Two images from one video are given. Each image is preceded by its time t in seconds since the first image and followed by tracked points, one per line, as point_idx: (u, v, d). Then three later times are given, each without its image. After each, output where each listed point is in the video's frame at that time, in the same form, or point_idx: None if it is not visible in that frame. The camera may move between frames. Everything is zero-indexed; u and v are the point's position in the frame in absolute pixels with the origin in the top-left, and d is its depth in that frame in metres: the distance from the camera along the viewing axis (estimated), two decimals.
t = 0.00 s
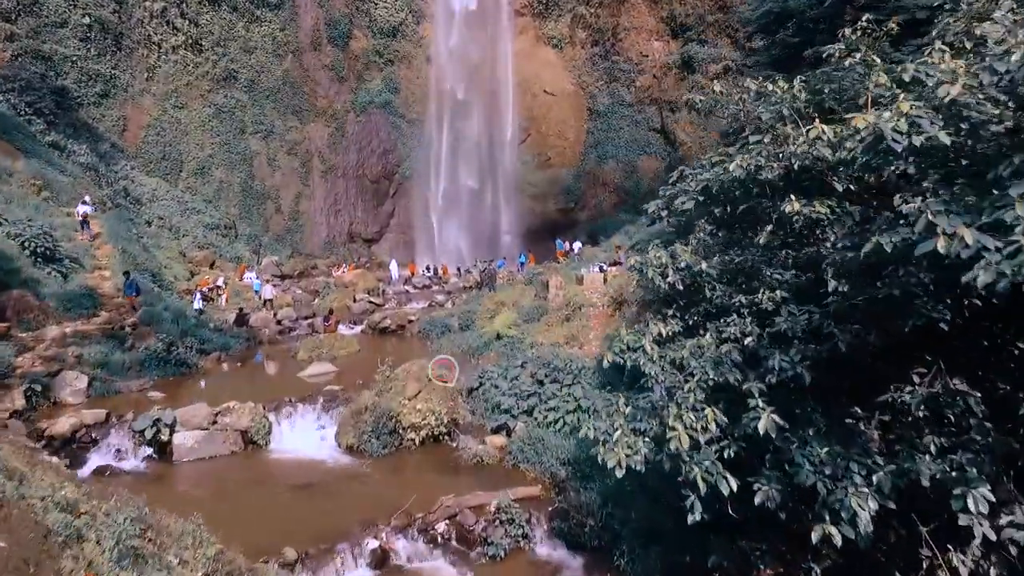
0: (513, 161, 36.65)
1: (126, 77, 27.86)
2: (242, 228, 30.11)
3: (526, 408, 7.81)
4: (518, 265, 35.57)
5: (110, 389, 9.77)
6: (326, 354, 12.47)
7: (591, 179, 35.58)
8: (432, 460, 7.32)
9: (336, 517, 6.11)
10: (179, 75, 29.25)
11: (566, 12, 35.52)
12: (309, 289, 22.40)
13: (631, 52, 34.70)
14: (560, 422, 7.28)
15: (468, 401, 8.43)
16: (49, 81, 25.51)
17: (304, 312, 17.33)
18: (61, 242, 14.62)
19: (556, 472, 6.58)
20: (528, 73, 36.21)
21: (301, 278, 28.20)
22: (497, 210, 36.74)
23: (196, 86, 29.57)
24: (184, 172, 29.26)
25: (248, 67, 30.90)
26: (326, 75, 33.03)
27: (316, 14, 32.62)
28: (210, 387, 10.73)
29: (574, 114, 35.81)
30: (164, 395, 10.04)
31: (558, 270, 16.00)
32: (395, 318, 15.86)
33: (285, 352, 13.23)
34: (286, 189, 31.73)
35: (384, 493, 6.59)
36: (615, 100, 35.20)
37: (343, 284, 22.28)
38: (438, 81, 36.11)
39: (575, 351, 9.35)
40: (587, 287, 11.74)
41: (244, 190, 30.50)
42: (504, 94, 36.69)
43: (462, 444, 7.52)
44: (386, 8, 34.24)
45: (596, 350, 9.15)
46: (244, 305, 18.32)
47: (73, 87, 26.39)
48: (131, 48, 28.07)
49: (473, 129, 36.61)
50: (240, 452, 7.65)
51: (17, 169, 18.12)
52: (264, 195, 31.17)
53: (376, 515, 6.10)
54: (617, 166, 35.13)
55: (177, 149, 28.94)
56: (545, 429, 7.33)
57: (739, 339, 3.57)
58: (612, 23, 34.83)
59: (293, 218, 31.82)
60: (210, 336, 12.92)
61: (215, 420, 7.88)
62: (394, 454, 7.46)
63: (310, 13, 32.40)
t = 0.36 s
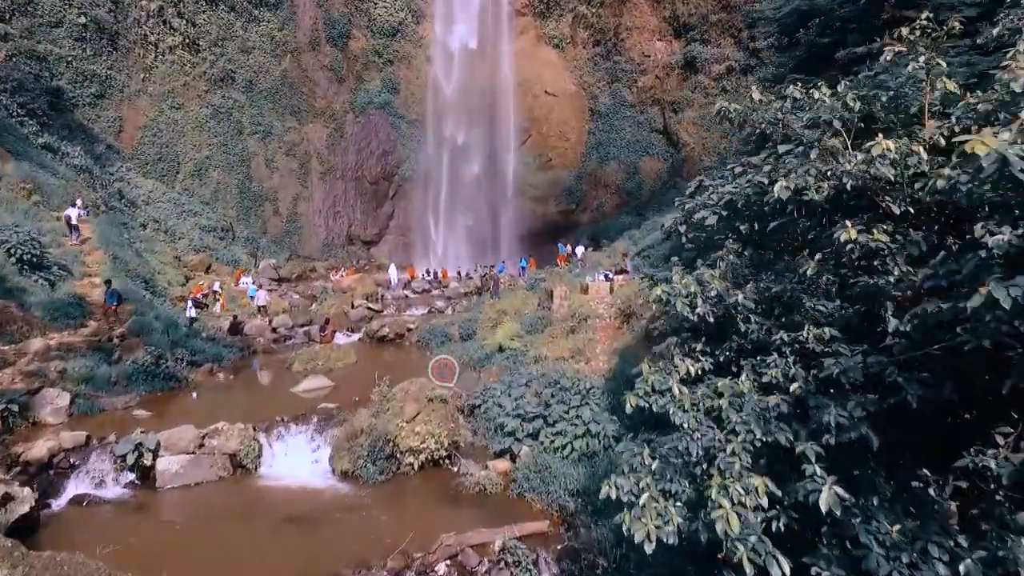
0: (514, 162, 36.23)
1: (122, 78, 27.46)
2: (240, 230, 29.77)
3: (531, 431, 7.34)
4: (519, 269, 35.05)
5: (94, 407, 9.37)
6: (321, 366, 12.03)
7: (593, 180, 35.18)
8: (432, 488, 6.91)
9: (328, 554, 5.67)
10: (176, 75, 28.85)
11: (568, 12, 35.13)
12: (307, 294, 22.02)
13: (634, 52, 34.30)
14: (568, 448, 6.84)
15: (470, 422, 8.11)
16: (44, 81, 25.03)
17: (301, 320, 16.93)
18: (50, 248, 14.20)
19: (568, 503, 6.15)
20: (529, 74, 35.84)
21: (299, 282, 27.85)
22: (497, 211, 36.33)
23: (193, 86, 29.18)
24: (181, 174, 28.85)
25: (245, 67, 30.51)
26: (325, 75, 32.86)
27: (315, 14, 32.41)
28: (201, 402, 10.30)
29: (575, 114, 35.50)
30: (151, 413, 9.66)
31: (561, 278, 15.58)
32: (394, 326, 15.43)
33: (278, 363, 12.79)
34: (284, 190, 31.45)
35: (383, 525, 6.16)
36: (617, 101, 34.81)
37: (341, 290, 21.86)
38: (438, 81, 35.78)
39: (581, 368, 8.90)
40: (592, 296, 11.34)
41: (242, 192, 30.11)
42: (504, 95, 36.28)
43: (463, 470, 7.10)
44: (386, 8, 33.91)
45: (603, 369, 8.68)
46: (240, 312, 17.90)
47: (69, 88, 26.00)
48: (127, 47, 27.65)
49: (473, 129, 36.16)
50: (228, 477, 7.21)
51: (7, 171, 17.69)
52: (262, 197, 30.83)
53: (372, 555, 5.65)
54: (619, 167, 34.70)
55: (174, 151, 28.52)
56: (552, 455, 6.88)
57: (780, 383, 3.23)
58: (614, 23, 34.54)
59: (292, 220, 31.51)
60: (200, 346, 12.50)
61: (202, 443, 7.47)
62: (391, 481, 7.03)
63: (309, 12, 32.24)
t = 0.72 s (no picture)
0: (514, 163, 35.74)
1: (117, 78, 26.97)
2: (236, 233, 29.41)
3: (536, 462, 6.78)
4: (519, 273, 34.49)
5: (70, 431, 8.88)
6: (314, 381, 11.49)
7: (594, 182, 34.64)
8: (430, 525, 6.39)
9: None
10: (171, 76, 28.40)
11: (569, 12, 34.90)
12: (303, 300, 21.51)
13: (635, 52, 33.84)
14: (577, 483, 6.30)
15: (470, 447, 7.65)
16: (37, 82, 24.48)
17: (295, 329, 16.42)
18: (34, 257, 13.69)
19: (580, 548, 5.63)
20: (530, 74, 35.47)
21: (295, 287, 27.37)
22: (496, 214, 35.91)
23: (189, 87, 28.80)
24: (176, 176, 28.57)
25: (242, 67, 30.19)
26: (322, 76, 32.67)
27: (313, 14, 32.30)
28: (186, 420, 9.82)
29: (577, 115, 35.14)
30: (132, 436, 9.09)
31: (564, 288, 15.00)
32: (391, 337, 14.87)
33: (269, 377, 12.26)
34: (281, 192, 31.11)
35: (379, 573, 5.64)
36: (618, 102, 34.33)
37: (338, 296, 21.31)
38: (438, 80, 35.37)
39: (589, 390, 8.37)
40: (598, 309, 10.78)
41: (239, 194, 29.82)
42: (505, 95, 35.83)
43: (463, 506, 6.59)
44: (385, 7, 33.58)
45: (611, 394, 8.11)
46: (233, 321, 17.39)
47: (62, 89, 25.38)
48: (122, 48, 27.17)
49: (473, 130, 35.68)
50: (211, 512, 6.71)
51: None
52: (258, 199, 30.46)
53: None
54: (621, 169, 34.12)
55: (170, 153, 28.19)
56: (559, 491, 6.36)
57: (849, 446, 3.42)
58: (615, 23, 34.19)
59: (289, 222, 31.14)
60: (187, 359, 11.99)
61: (182, 474, 6.95)
62: (385, 517, 6.53)
63: (307, 12, 32.10)
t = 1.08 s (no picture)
0: (514, 163, 35.49)
1: (112, 80, 26.49)
2: (233, 236, 29.05)
3: (540, 493, 6.33)
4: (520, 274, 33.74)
5: (47, 454, 8.41)
6: (307, 396, 11.02)
7: (596, 184, 34.23)
8: (428, 563, 5.97)
9: None
10: (167, 77, 28.22)
11: (570, 11, 35.59)
12: (300, 306, 21.08)
13: (637, 52, 33.81)
14: (584, 519, 5.85)
15: (469, 473, 7.21)
16: (31, 83, 23.88)
17: (290, 338, 15.97)
18: (18, 265, 13.22)
19: None
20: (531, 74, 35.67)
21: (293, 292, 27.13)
22: (497, 214, 35.51)
23: (186, 87, 28.70)
24: (172, 178, 28.20)
25: (239, 67, 30.54)
26: (320, 76, 32.95)
27: (310, 14, 32.77)
28: (173, 440, 9.36)
29: (579, 116, 35.18)
30: (112, 459, 8.62)
31: (567, 298, 14.54)
32: (388, 347, 14.39)
33: (261, 390, 11.77)
34: (279, 195, 31.17)
35: None
36: (620, 103, 34.32)
37: (335, 303, 20.84)
38: (437, 81, 35.69)
39: (596, 413, 7.91)
40: (603, 321, 10.33)
41: (236, 197, 29.69)
42: (504, 96, 35.93)
43: (461, 541, 6.17)
44: (383, 8, 34.16)
45: (619, 417, 7.62)
46: (227, 329, 16.92)
47: (57, 91, 24.83)
48: (117, 48, 26.74)
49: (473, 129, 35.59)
50: (191, 547, 6.30)
51: None
52: (255, 202, 30.45)
53: None
54: (622, 170, 33.86)
55: (166, 155, 27.87)
56: (565, 526, 5.91)
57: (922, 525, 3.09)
58: (617, 22, 34.39)
59: (287, 225, 31.00)
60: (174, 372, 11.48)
61: (161, 506, 6.51)
62: (378, 552, 6.10)
63: (305, 12, 32.58)
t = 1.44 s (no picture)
0: (514, 165, 34.93)
1: (107, 80, 27.14)
2: (229, 238, 29.91)
3: (544, 531, 5.83)
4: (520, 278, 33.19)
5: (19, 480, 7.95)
6: (300, 413, 10.51)
7: (596, 185, 34.55)
8: None
9: None
10: (161, 78, 28.66)
11: (571, 10, 35.13)
12: (295, 312, 20.68)
13: (638, 52, 33.46)
14: (593, 563, 5.33)
15: (467, 503, 6.76)
16: (23, 84, 24.18)
17: (284, 348, 15.50)
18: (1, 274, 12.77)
19: None
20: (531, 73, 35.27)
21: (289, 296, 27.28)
22: (497, 217, 35.00)
23: (181, 89, 29.07)
24: (167, 179, 28.86)
25: (235, 68, 30.45)
26: (317, 76, 32.78)
27: (308, 14, 32.41)
28: (156, 463, 8.86)
29: (580, 117, 34.95)
30: (87, 485, 8.14)
31: (568, 308, 14.09)
32: (384, 357, 13.92)
33: (251, 404, 11.26)
34: (276, 197, 31.51)
35: None
36: (621, 104, 34.23)
37: (331, 309, 20.38)
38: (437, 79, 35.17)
39: (601, 437, 7.44)
40: (608, 335, 9.89)
41: (232, 199, 30.20)
42: (505, 96, 35.29)
43: None
44: (381, 7, 33.67)
45: (628, 444, 7.15)
46: (219, 337, 16.51)
47: (51, 91, 25.31)
48: (111, 48, 27.31)
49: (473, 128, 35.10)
50: None
51: None
52: (252, 204, 30.86)
53: None
54: (623, 171, 34.01)
55: (161, 155, 28.51)
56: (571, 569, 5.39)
57: None
58: (617, 22, 34.02)
59: (284, 227, 31.51)
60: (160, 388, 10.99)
61: (135, 544, 6.25)
62: None
63: (302, 12, 32.15)
